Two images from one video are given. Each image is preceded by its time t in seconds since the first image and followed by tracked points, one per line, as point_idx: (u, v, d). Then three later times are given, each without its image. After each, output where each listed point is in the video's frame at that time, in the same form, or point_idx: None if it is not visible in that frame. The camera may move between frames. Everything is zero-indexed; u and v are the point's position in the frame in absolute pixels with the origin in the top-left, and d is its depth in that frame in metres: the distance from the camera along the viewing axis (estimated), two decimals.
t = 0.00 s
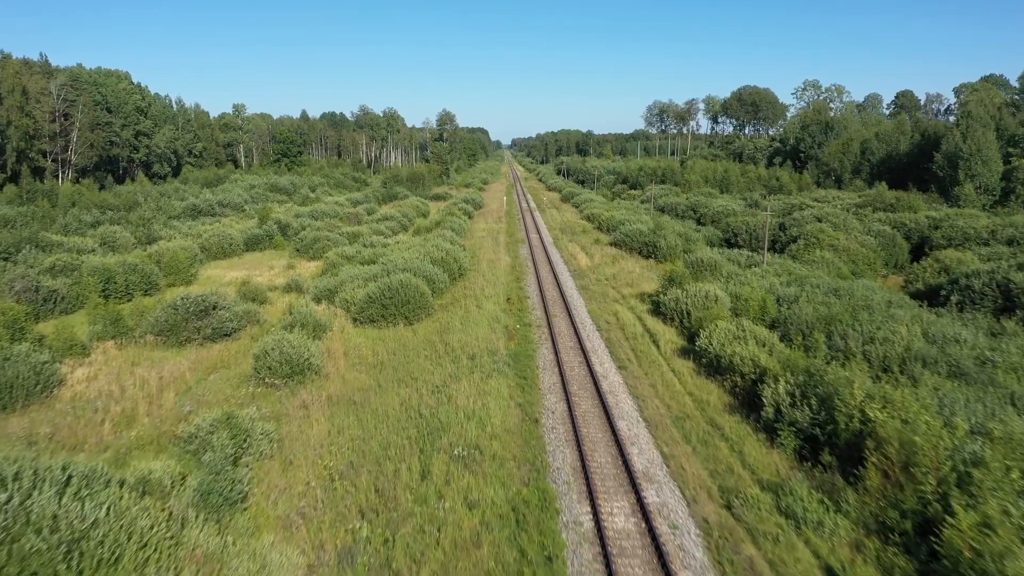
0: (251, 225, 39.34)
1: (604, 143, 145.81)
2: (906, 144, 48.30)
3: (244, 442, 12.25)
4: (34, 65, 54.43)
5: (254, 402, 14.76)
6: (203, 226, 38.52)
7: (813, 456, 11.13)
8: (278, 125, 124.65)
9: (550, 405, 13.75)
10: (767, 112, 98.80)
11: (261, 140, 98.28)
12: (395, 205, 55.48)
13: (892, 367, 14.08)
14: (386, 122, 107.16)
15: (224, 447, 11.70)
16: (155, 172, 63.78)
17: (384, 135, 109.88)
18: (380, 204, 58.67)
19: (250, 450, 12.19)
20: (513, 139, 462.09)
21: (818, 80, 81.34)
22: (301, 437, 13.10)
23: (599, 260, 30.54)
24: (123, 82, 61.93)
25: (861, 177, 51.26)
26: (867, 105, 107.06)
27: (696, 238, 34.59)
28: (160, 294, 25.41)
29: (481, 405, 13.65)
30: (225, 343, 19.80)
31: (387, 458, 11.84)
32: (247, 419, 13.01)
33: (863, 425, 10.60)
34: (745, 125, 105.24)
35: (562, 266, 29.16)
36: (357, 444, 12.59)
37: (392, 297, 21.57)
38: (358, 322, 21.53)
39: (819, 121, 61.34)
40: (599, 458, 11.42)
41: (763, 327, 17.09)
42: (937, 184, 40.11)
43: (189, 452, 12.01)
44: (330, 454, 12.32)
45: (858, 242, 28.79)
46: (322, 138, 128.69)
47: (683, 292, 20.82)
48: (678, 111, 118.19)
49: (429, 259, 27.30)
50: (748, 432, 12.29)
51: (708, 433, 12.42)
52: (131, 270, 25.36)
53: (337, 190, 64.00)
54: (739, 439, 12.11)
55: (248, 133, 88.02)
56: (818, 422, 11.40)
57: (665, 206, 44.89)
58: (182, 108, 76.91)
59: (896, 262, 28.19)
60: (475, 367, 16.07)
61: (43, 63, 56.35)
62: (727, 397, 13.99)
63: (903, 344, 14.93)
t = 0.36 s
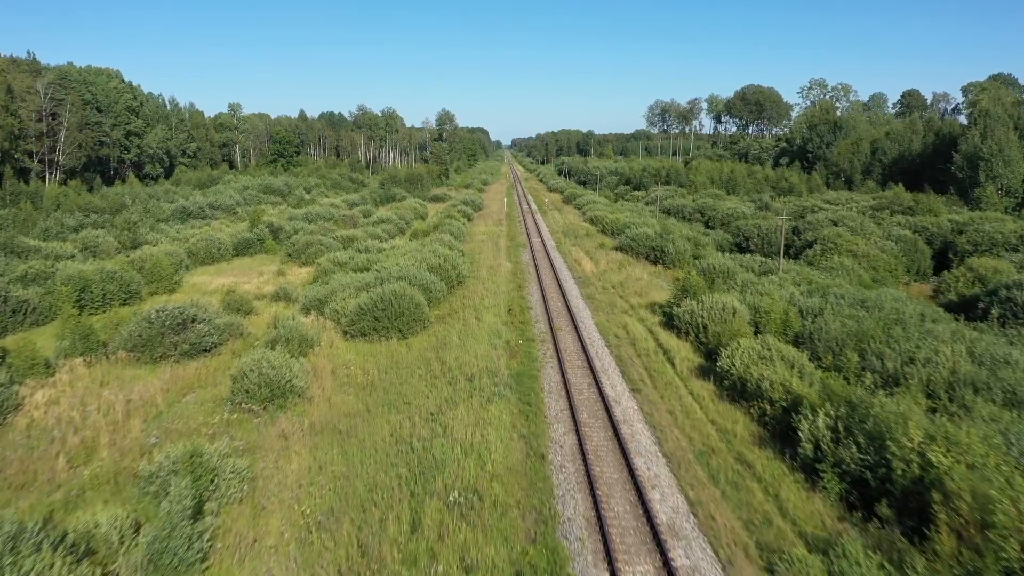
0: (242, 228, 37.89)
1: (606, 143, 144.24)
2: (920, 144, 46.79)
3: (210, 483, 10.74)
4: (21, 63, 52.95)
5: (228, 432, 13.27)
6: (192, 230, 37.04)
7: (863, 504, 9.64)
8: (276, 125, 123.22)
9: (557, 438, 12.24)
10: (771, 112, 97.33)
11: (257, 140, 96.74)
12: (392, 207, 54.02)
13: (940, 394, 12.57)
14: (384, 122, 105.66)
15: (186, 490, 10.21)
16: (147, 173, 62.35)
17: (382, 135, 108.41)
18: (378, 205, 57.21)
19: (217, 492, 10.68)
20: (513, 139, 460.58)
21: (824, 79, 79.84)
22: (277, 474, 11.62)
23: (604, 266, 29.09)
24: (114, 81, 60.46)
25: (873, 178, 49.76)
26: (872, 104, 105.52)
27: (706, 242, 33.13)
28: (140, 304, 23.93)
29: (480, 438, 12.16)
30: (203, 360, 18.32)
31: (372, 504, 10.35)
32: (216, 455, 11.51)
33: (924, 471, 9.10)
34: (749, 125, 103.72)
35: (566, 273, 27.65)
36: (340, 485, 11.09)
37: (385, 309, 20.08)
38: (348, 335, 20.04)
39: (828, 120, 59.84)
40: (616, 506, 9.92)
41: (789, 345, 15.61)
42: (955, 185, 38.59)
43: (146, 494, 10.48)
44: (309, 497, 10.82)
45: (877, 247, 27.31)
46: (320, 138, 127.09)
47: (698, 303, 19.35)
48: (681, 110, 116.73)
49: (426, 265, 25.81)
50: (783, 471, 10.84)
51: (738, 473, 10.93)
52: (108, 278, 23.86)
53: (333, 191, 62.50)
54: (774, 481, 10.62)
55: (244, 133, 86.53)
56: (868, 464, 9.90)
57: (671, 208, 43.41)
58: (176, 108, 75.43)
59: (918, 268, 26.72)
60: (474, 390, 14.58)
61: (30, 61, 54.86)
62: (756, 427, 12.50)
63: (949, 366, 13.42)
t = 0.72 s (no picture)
0: (231, 232, 36.41)
1: (607, 143, 142.72)
2: (934, 144, 45.29)
3: (164, 539, 9.20)
4: (8, 61, 51.43)
5: (195, 469, 11.74)
6: (179, 233, 35.51)
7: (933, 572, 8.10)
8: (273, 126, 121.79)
9: (567, 481, 10.69)
10: (775, 111, 95.91)
11: (253, 140, 95.16)
12: (390, 209, 52.51)
13: (1001, 428, 11.04)
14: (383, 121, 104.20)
15: (133, 551, 8.67)
16: (138, 174, 60.84)
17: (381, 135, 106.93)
18: (374, 207, 55.71)
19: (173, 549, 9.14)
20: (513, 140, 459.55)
21: (830, 78, 78.30)
22: (246, 523, 10.11)
23: (610, 272, 27.58)
24: (104, 79, 58.94)
25: (885, 180, 48.26)
26: (878, 104, 104.08)
27: (716, 247, 31.64)
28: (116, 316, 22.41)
29: (479, 481, 10.63)
30: (178, 380, 16.79)
31: (352, 566, 8.82)
32: (176, 501, 9.98)
33: (1009, 535, 7.57)
34: (753, 125, 102.29)
35: (570, 281, 26.11)
36: (317, 539, 9.57)
37: (377, 323, 18.58)
38: (337, 351, 18.53)
39: (836, 120, 58.35)
40: (639, 571, 8.39)
41: (821, 367, 14.11)
42: (976, 188, 37.11)
43: (87, 550, 8.96)
44: (280, 555, 9.29)
45: (900, 253, 25.80)
46: (318, 138, 125.50)
47: (715, 316, 17.85)
48: (683, 110, 115.30)
49: (422, 273, 24.29)
50: (829, 523, 9.37)
51: (778, 526, 9.41)
52: (83, 287, 22.34)
53: (329, 192, 60.99)
54: (822, 537, 9.09)
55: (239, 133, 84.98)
56: (935, 522, 8.36)
57: (678, 210, 41.93)
58: (170, 107, 73.93)
59: (943, 275, 25.20)
60: (473, 419, 13.06)
61: (18, 59, 53.37)
62: (792, 468, 10.97)
63: (1007, 394, 11.89)
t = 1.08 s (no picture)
0: (220, 236, 34.85)
1: (608, 143, 141.16)
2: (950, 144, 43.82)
3: None
4: None
5: (151, 518, 10.19)
6: (165, 238, 34.00)
7: None
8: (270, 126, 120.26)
9: (580, 537, 9.16)
10: (780, 111, 94.41)
11: (248, 140, 93.54)
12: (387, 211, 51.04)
13: None
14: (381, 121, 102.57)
15: None
16: (129, 175, 59.34)
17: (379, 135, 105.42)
18: (371, 209, 54.23)
19: None
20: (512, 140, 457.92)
21: (837, 76, 76.74)
22: None
23: (617, 280, 26.09)
24: (94, 77, 57.43)
25: (898, 181, 46.77)
26: (883, 104, 102.59)
27: (727, 252, 30.07)
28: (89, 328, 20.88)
29: (478, 537, 9.10)
30: (146, 404, 15.23)
31: None
32: (119, 565, 8.42)
33: None
34: (756, 125, 100.79)
35: (576, 289, 24.61)
36: None
37: (367, 338, 17.06)
38: (323, 370, 16.99)
39: (845, 119, 56.84)
40: None
41: (861, 394, 12.60)
42: (1000, 189, 35.68)
43: None
44: None
45: (924, 259, 24.29)
46: (315, 137, 123.90)
47: (737, 332, 16.32)
48: (686, 109, 113.84)
49: (417, 281, 22.75)
50: None
51: None
52: (53, 297, 20.76)
53: (325, 194, 59.42)
54: None
55: (234, 133, 83.37)
56: None
57: (684, 213, 40.45)
58: (163, 106, 72.42)
59: (971, 283, 23.70)
60: (471, 455, 11.52)
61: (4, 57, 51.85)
62: (841, 520, 9.46)
63: None
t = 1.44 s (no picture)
0: (207, 240, 33.30)
1: (609, 143, 139.67)
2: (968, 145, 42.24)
3: None
4: None
5: None
6: (149, 242, 32.43)
7: None
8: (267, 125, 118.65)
9: None
10: (784, 110, 92.87)
11: (244, 140, 91.99)
12: (383, 213, 49.52)
13: None
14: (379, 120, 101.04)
15: None
16: (119, 175, 57.77)
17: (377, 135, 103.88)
18: (367, 211, 52.72)
19: None
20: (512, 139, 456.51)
21: (844, 75, 75.20)
22: None
23: (625, 288, 24.57)
24: (83, 75, 55.82)
25: (912, 182, 45.20)
26: (889, 103, 101.03)
27: (740, 258, 28.56)
28: (57, 343, 19.32)
29: None
30: (107, 434, 13.62)
31: None
32: None
33: None
34: (760, 125, 99.25)
35: (581, 299, 23.07)
36: None
37: (356, 357, 15.48)
38: (307, 393, 15.42)
39: (855, 118, 55.31)
40: None
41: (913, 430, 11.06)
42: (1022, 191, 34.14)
43: None
44: None
45: (953, 267, 22.76)
46: (313, 137, 122.42)
47: (763, 350, 14.77)
48: (689, 109, 112.30)
49: (412, 291, 21.20)
50: None
51: None
52: (18, 308, 19.17)
53: (320, 195, 57.89)
54: None
55: (229, 132, 81.81)
56: None
57: (692, 216, 38.93)
58: (155, 105, 70.82)
59: (1004, 293, 22.17)
60: (469, 504, 9.96)
61: None
62: None
63: None
